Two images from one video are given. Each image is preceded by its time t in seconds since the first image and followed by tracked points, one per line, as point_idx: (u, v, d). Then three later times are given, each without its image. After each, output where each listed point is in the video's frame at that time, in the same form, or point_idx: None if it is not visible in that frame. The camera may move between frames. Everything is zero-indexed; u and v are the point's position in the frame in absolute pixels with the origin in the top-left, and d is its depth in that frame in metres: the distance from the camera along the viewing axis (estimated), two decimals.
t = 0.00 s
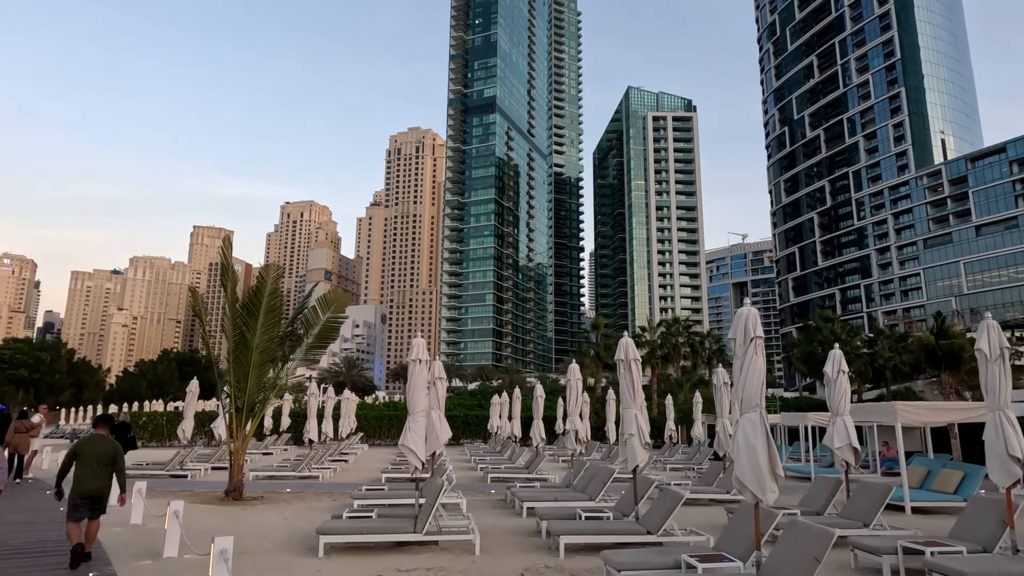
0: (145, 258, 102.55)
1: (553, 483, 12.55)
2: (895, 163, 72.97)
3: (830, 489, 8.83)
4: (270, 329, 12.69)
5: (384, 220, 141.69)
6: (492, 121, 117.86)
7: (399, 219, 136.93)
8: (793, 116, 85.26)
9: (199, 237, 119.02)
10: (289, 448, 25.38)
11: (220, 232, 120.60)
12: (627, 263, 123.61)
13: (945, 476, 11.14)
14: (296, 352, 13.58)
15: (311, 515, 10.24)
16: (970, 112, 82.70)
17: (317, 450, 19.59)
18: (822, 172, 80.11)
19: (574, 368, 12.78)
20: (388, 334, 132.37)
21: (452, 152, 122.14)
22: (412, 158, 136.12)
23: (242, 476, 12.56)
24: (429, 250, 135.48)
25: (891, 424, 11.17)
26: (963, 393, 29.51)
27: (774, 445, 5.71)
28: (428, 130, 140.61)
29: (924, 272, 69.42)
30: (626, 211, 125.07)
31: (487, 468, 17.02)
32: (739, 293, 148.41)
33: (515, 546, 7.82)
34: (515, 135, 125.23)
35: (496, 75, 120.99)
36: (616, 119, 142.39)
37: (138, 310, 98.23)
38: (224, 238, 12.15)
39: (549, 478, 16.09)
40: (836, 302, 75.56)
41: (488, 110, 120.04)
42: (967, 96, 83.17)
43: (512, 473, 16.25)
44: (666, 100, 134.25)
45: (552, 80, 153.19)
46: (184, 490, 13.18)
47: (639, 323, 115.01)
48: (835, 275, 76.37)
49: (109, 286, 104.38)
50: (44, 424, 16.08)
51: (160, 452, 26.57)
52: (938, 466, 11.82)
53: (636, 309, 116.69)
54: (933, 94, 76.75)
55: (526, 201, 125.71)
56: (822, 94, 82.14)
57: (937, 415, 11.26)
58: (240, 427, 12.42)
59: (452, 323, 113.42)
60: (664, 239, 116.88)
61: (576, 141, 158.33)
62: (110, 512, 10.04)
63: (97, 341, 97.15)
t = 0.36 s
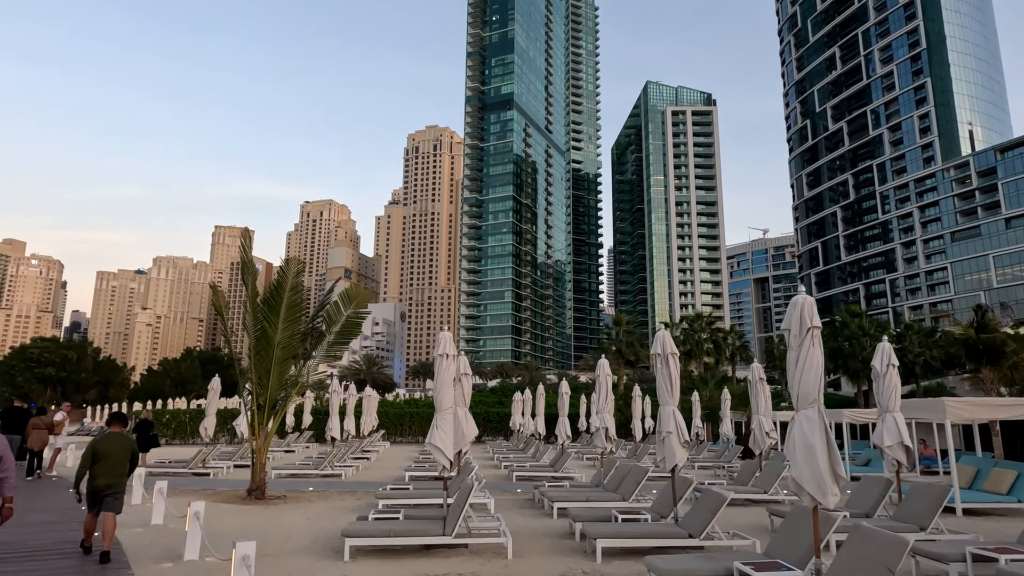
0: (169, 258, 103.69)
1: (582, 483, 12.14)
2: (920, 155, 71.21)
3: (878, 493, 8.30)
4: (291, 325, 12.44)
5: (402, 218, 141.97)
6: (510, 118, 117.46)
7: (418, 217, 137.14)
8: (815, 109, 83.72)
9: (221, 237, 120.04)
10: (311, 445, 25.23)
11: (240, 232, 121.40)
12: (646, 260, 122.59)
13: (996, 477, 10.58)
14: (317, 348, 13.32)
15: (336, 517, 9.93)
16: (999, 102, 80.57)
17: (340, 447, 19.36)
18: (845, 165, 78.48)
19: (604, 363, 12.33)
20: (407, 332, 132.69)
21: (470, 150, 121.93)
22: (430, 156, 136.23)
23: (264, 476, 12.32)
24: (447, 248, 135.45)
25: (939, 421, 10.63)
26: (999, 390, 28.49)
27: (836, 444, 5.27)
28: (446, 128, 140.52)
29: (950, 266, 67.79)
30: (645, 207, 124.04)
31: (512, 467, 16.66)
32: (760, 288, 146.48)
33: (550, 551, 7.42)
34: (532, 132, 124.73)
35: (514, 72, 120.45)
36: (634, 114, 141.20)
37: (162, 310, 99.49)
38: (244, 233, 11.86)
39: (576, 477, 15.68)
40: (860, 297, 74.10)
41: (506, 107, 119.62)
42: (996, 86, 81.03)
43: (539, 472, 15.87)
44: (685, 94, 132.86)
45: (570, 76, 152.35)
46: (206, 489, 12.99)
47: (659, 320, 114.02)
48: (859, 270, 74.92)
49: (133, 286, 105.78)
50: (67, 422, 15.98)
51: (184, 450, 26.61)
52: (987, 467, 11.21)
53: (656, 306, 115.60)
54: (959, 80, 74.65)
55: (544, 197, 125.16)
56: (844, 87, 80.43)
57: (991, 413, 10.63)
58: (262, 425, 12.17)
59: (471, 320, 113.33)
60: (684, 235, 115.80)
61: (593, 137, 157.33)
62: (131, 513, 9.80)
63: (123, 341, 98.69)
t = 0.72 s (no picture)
0: (193, 253, 104.80)
1: (615, 478, 11.75)
2: (951, 142, 69.71)
3: (939, 490, 7.78)
4: (316, 316, 12.17)
5: (422, 212, 141.98)
6: (529, 109, 116.75)
7: (438, 210, 137.17)
8: (840, 96, 81.87)
9: (244, 231, 121.17)
10: (335, 438, 25.12)
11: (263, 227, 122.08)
12: (668, 251, 121.36)
13: None
14: (343, 340, 13.05)
15: (364, 512, 9.65)
16: None
17: (365, 440, 19.14)
18: (871, 153, 76.61)
19: (638, 353, 11.88)
20: (428, 325, 132.96)
21: (490, 142, 121.53)
22: (449, 149, 136.04)
23: (290, 469, 12.11)
24: (468, 241, 135.29)
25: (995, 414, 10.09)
26: None
27: (910, 437, 4.82)
28: (465, 120, 140.25)
29: (983, 254, 66.01)
30: (667, 197, 122.79)
31: (539, 460, 16.34)
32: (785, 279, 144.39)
33: (589, 550, 7.05)
34: (553, 123, 123.94)
35: (533, 62, 119.58)
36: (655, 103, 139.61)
37: (188, 304, 100.80)
38: (269, 224, 11.56)
39: (606, 471, 15.33)
40: (887, 286, 72.58)
41: (526, 98, 118.92)
42: None
43: (568, 465, 15.55)
44: (706, 83, 131.02)
45: (590, 66, 150.88)
46: (232, 482, 12.82)
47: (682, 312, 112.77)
48: (886, 259, 73.39)
49: (159, 281, 107.29)
50: (93, 415, 15.89)
51: (210, 443, 26.70)
52: None
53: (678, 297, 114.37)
54: (992, 63, 72.28)
55: (565, 189, 124.39)
56: (870, 72, 78.43)
57: None
58: (288, 418, 11.96)
59: (492, 313, 113.25)
60: (706, 225, 114.39)
61: (614, 128, 155.74)
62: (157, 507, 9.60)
63: (150, 335, 100.27)
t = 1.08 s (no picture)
0: (220, 243, 105.89)
1: (653, 468, 11.36)
2: (986, 122, 66.71)
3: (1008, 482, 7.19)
4: (344, 303, 11.91)
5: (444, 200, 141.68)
6: (551, 95, 115.64)
7: (460, 198, 136.94)
8: (870, 77, 79.49)
9: (269, 222, 122.08)
10: (363, 426, 25.02)
11: (287, 217, 122.99)
12: (693, 237, 119.68)
13: None
14: (372, 324, 12.77)
15: (398, 503, 9.40)
16: None
17: (393, 428, 18.97)
18: (903, 134, 74.30)
19: (677, 339, 11.42)
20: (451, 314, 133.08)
21: (511, 129, 120.71)
22: (471, 137, 135.54)
23: (319, 458, 11.91)
24: (490, 229, 134.80)
25: None
26: None
27: (1001, 425, 4.42)
28: (486, 108, 139.52)
29: (1019, 238, 63.14)
30: (691, 182, 121.00)
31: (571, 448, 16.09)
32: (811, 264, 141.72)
33: (635, 544, 6.73)
34: (575, 109, 122.69)
35: (554, 48, 118.37)
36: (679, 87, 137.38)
37: (215, 294, 102.10)
38: (297, 206, 11.23)
39: (640, 460, 14.99)
40: (918, 272, 70.57)
41: (547, 84, 117.73)
42: None
43: (600, 454, 15.22)
44: (731, 66, 128.60)
45: (612, 50, 148.76)
46: (261, 471, 12.67)
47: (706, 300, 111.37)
48: (918, 244, 71.40)
49: (187, 271, 108.74)
50: (123, 403, 15.87)
51: (239, 431, 26.78)
52: None
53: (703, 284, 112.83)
54: None
55: (587, 175, 123.23)
56: (902, 51, 75.78)
57: None
58: (317, 404, 11.74)
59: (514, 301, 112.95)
60: (731, 210, 112.45)
61: (637, 113, 153.56)
62: (186, 497, 9.43)
63: (179, 324, 101.82)
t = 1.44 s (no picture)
0: (242, 231, 106.76)
1: (685, 453, 10.98)
2: (1020, 99, 63.74)
3: None
4: (366, 284, 11.60)
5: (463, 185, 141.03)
6: (570, 78, 114.37)
7: (478, 184, 136.40)
8: (898, 54, 77.22)
9: (290, 209, 122.62)
10: (384, 411, 24.89)
11: (307, 204, 123.24)
12: (714, 221, 118.01)
13: None
14: (395, 305, 12.43)
15: (425, 488, 9.09)
16: None
17: (416, 412, 18.72)
18: (931, 114, 72.08)
19: (711, 318, 10.95)
20: (471, 299, 133.19)
21: (530, 113, 119.70)
22: (489, 122, 134.96)
23: (343, 441, 11.68)
24: (508, 214, 134.19)
25: None
26: None
27: None
28: (505, 92, 138.51)
29: None
30: (713, 165, 119.15)
31: (597, 433, 15.78)
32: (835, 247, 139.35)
33: (677, 534, 6.34)
34: (594, 92, 121.30)
35: (574, 30, 116.58)
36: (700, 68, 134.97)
37: (238, 281, 103.08)
38: (317, 183, 10.86)
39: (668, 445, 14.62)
40: (947, 254, 68.79)
41: (567, 67, 116.37)
42: None
43: (627, 439, 14.88)
44: (753, 46, 125.92)
45: (631, 31, 146.52)
46: (284, 455, 12.48)
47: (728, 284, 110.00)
48: (947, 226, 69.60)
49: (210, 258, 109.78)
50: (145, 388, 15.83)
51: (263, 415, 26.86)
52: None
53: (724, 268, 111.33)
54: None
55: (607, 159, 121.97)
56: (932, 27, 73.30)
57: None
58: (341, 387, 11.48)
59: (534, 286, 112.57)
60: (754, 193, 110.59)
61: (657, 94, 151.31)
62: (209, 481, 9.22)
63: (204, 311, 103.21)
